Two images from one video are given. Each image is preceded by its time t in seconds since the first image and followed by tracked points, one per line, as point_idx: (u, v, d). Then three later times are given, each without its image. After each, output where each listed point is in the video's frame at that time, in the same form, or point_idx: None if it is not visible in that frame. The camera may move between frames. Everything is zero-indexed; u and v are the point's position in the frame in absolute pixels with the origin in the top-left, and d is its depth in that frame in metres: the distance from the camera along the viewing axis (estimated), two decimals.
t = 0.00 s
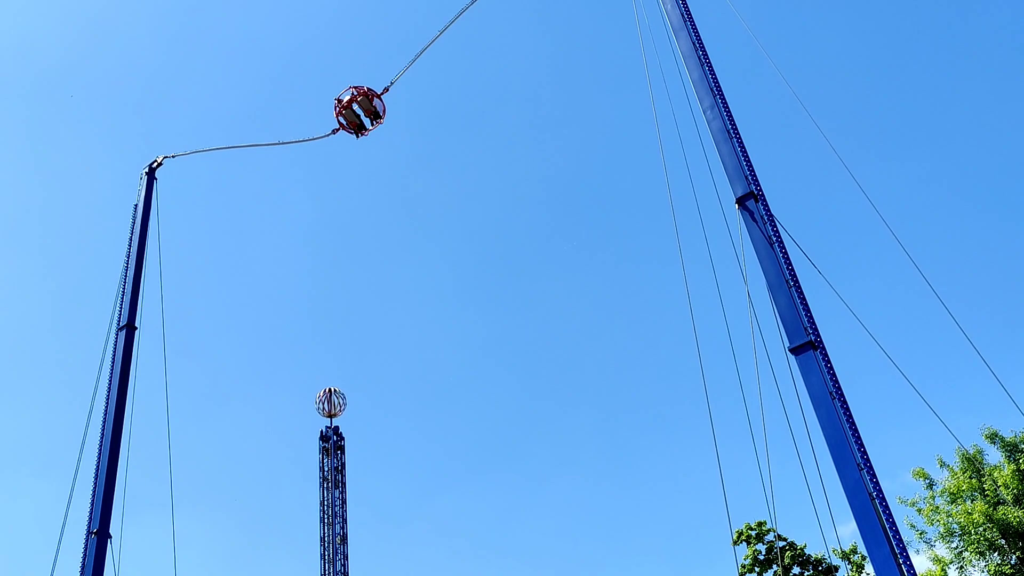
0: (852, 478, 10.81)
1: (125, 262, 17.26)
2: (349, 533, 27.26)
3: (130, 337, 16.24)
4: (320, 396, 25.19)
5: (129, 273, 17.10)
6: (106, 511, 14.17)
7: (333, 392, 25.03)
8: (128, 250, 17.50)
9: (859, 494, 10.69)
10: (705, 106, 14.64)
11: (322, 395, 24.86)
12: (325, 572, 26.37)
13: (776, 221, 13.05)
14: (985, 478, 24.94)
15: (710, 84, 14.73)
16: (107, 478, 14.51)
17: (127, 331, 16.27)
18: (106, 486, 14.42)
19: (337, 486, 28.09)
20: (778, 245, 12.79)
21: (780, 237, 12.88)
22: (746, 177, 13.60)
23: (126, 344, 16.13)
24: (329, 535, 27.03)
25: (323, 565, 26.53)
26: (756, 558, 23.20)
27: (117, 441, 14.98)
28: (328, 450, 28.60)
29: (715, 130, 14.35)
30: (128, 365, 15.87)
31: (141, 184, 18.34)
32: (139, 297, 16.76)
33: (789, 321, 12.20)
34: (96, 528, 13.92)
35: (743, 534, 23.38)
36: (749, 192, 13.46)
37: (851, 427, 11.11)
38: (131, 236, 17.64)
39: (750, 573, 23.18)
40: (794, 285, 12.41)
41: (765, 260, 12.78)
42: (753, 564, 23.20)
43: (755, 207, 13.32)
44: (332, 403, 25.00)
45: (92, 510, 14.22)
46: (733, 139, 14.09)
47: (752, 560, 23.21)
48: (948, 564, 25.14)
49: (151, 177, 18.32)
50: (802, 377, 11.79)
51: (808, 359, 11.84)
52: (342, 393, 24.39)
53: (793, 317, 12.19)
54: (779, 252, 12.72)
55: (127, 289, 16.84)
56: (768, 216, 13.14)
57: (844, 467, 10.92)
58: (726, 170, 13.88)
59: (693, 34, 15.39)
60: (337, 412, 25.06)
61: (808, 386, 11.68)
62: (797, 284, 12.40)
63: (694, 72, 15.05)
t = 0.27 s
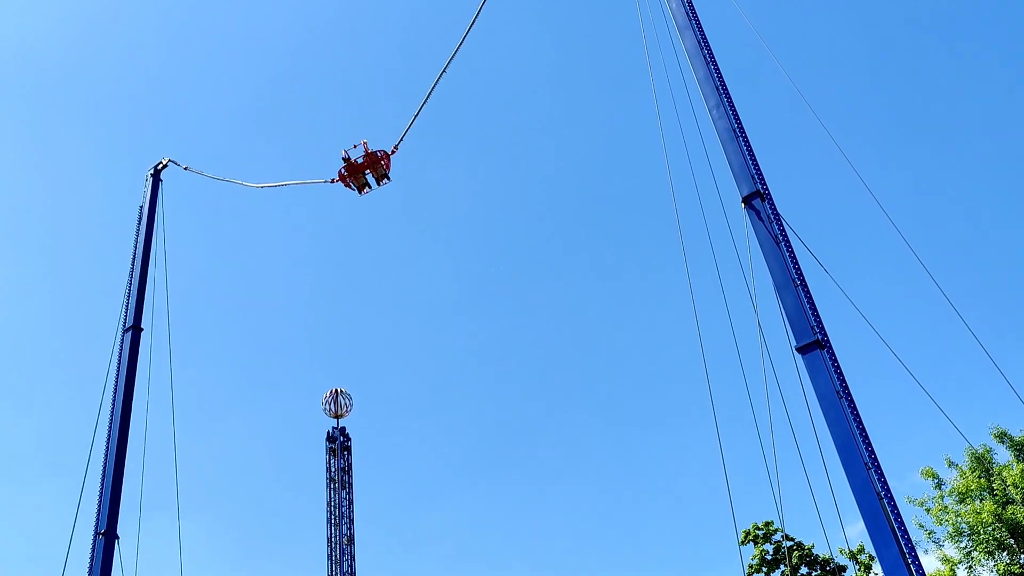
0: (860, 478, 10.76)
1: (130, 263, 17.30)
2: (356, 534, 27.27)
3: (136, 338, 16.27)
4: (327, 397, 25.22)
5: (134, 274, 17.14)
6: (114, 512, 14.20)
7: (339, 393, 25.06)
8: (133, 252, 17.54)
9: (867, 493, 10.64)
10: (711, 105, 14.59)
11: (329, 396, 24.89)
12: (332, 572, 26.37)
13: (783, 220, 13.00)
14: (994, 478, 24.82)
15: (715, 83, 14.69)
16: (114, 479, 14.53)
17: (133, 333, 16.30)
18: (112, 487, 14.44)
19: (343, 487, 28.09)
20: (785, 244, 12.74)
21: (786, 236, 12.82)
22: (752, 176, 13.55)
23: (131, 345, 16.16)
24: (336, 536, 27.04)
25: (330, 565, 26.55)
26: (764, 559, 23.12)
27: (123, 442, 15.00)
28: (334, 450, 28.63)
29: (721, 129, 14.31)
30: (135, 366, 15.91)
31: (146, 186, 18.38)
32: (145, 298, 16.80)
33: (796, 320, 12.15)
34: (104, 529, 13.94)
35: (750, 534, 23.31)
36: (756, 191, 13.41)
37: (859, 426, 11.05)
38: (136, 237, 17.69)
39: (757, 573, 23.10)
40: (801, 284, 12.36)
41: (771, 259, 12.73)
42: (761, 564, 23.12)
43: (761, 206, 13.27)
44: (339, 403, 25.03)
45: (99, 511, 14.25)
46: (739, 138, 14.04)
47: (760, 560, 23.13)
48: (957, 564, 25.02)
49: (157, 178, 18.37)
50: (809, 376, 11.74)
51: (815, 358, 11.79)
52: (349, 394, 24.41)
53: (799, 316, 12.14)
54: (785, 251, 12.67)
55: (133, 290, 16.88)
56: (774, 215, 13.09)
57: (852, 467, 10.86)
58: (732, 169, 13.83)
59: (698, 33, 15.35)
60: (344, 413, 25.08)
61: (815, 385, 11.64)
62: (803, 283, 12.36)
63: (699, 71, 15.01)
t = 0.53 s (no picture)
0: (867, 479, 10.74)
1: (137, 266, 17.36)
2: (363, 535, 27.31)
3: (143, 341, 16.33)
4: (333, 399, 25.27)
5: (141, 277, 17.20)
6: (121, 514, 14.26)
7: (346, 394, 25.11)
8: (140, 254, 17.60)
9: (874, 494, 10.61)
10: (716, 105, 14.58)
11: (335, 397, 24.95)
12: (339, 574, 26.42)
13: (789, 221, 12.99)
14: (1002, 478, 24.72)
15: (721, 83, 14.68)
16: (121, 481, 14.59)
17: (139, 335, 16.36)
18: (120, 489, 14.50)
19: (350, 488, 28.15)
20: (791, 244, 12.73)
21: (793, 236, 12.81)
22: (758, 177, 13.53)
23: (138, 348, 16.22)
24: (342, 537, 27.09)
25: (337, 567, 26.59)
26: (771, 560, 23.08)
27: (130, 444, 15.06)
28: (341, 452, 28.68)
29: (727, 129, 14.30)
30: (141, 368, 15.97)
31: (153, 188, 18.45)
32: (151, 301, 16.86)
33: (802, 320, 12.14)
34: (111, 531, 14.00)
35: (757, 536, 23.27)
36: (762, 191, 13.40)
37: (866, 427, 11.03)
38: (142, 239, 17.75)
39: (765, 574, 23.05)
40: (807, 284, 12.35)
41: (778, 259, 12.71)
42: (768, 565, 23.07)
43: (767, 207, 13.26)
44: (345, 405, 25.08)
45: (106, 513, 14.31)
46: (745, 138, 14.03)
47: (767, 561, 23.09)
48: (966, 565, 24.93)
49: (163, 181, 18.44)
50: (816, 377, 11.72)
51: (822, 359, 11.77)
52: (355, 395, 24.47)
53: (806, 317, 12.12)
54: (792, 251, 12.65)
55: (139, 293, 16.94)
56: (781, 215, 13.08)
57: (860, 467, 10.84)
58: (738, 169, 13.82)
59: (703, 33, 15.34)
60: (350, 414, 25.13)
61: (822, 386, 11.62)
62: (810, 284, 12.34)
63: (704, 72, 15.00)
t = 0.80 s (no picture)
0: (873, 478, 10.73)
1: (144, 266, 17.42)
2: (368, 535, 27.37)
3: (150, 340, 16.38)
4: (339, 399, 25.32)
5: (148, 277, 17.26)
6: (128, 514, 14.30)
7: (351, 394, 25.16)
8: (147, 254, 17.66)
9: (881, 493, 10.60)
10: (722, 105, 14.58)
11: (341, 397, 24.99)
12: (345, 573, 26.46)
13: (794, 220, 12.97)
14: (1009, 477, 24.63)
15: (726, 83, 14.67)
16: (128, 481, 14.64)
17: (147, 335, 16.42)
18: (127, 488, 14.55)
19: (356, 488, 28.19)
20: (797, 243, 12.71)
21: (798, 235, 12.80)
22: (764, 177, 13.52)
23: (145, 347, 16.28)
24: (348, 537, 27.14)
25: (343, 566, 26.64)
26: (777, 560, 23.04)
27: (137, 444, 15.11)
28: (347, 452, 28.74)
29: (732, 128, 14.29)
30: (148, 367, 16.02)
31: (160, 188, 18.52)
32: (159, 300, 16.91)
33: (808, 320, 12.12)
34: (118, 530, 14.05)
35: (763, 536, 23.24)
36: (767, 191, 13.38)
37: (872, 426, 11.01)
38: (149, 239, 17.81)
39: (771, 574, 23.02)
40: (813, 284, 12.33)
41: (784, 259, 12.70)
42: (774, 566, 23.04)
43: (773, 206, 13.24)
44: (351, 405, 25.12)
45: (113, 512, 14.36)
46: (751, 137, 14.02)
47: (773, 562, 23.05)
48: (972, 565, 24.85)
49: (170, 181, 18.50)
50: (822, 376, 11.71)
51: (828, 358, 11.76)
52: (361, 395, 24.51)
53: (812, 316, 12.11)
54: (797, 250, 12.64)
55: (146, 293, 17.00)
56: (786, 215, 13.06)
57: (866, 467, 10.83)
58: (744, 169, 13.81)
59: (708, 33, 15.33)
60: (356, 414, 25.17)
61: (828, 385, 11.61)
62: (816, 283, 12.32)
63: (710, 71, 14.99)
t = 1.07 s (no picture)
0: (879, 478, 10.71)
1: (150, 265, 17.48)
2: (374, 534, 27.41)
3: (156, 340, 16.44)
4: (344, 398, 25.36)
5: (154, 276, 17.32)
6: (134, 513, 14.36)
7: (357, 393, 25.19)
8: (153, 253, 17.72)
9: (887, 493, 10.58)
10: (727, 104, 14.56)
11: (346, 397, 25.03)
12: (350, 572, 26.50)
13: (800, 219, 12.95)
14: (1016, 477, 24.54)
15: (731, 81, 14.65)
16: (134, 480, 14.70)
17: (152, 334, 16.48)
18: (133, 487, 14.61)
19: (361, 487, 28.23)
20: (803, 242, 12.69)
21: (804, 234, 12.77)
22: (769, 175, 13.50)
23: (151, 346, 16.33)
24: (354, 536, 27.18)
25: (349, 565, 26.69)
26: (783, 559, 23.01)
27: (143, 443, 15.17)
28: (352, 451, 28.78)
29: (738, 127, 14.27)
30: (154, 366, 16.08)
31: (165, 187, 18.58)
32: (164, 300, 16.97)
33: (814, 319, 12.10)
34: (124, 529, 14.11)
35: (768, 535, 23.21)
36: (773, 189, 13.36)
37: (879, 426, 10.99)
38: (155, 238, 17.87)
39: (776, 574, 22.98)
40: (819, 282, 12.31)
41: (789, 258, 12.68)
42: (780, 565, 23.01)
43: (778, 205, 13.22)
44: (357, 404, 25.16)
45: (120, 511, 14.42)
46: (756, 136, 14.00)
47: (779, 561, 23.02)
48: (979, 565, 24.78)
49: (176, 180, 18.56)
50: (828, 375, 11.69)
51: (834, 357, 11.73)
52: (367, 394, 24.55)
53: (817, 315, 12.09)
54: (803, 249, 12.62)
55: (152, 292, 17.05)
56: (792, 213, 13.04)
57: (872, 466, 10.80)
58: (749, 168, 13.79)
59: (713, 31, 15.32)
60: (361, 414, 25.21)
61: (834, 384, 11.58)
62: (821, 282, 12.30)
63: (715, 70, 14.97)
